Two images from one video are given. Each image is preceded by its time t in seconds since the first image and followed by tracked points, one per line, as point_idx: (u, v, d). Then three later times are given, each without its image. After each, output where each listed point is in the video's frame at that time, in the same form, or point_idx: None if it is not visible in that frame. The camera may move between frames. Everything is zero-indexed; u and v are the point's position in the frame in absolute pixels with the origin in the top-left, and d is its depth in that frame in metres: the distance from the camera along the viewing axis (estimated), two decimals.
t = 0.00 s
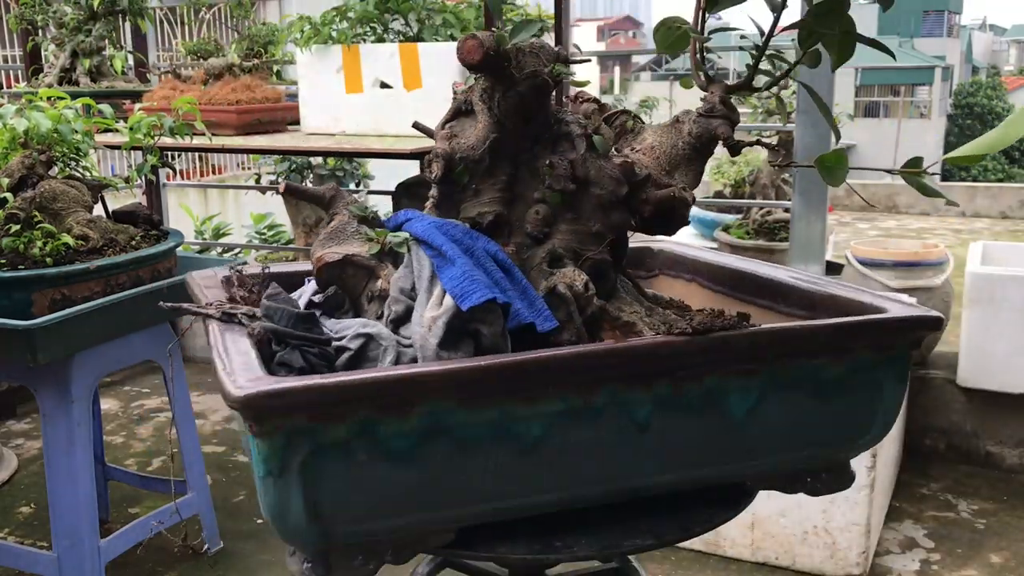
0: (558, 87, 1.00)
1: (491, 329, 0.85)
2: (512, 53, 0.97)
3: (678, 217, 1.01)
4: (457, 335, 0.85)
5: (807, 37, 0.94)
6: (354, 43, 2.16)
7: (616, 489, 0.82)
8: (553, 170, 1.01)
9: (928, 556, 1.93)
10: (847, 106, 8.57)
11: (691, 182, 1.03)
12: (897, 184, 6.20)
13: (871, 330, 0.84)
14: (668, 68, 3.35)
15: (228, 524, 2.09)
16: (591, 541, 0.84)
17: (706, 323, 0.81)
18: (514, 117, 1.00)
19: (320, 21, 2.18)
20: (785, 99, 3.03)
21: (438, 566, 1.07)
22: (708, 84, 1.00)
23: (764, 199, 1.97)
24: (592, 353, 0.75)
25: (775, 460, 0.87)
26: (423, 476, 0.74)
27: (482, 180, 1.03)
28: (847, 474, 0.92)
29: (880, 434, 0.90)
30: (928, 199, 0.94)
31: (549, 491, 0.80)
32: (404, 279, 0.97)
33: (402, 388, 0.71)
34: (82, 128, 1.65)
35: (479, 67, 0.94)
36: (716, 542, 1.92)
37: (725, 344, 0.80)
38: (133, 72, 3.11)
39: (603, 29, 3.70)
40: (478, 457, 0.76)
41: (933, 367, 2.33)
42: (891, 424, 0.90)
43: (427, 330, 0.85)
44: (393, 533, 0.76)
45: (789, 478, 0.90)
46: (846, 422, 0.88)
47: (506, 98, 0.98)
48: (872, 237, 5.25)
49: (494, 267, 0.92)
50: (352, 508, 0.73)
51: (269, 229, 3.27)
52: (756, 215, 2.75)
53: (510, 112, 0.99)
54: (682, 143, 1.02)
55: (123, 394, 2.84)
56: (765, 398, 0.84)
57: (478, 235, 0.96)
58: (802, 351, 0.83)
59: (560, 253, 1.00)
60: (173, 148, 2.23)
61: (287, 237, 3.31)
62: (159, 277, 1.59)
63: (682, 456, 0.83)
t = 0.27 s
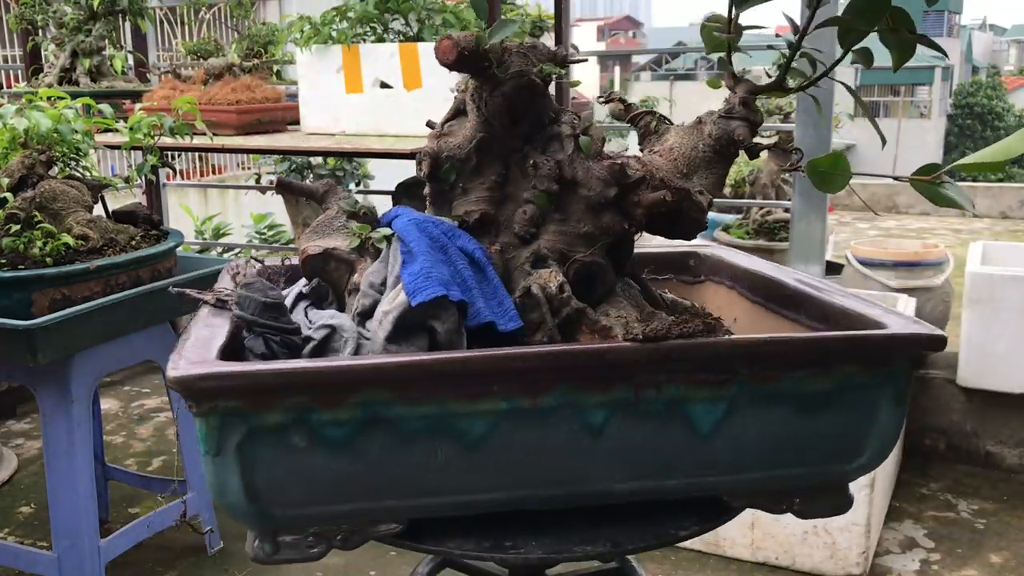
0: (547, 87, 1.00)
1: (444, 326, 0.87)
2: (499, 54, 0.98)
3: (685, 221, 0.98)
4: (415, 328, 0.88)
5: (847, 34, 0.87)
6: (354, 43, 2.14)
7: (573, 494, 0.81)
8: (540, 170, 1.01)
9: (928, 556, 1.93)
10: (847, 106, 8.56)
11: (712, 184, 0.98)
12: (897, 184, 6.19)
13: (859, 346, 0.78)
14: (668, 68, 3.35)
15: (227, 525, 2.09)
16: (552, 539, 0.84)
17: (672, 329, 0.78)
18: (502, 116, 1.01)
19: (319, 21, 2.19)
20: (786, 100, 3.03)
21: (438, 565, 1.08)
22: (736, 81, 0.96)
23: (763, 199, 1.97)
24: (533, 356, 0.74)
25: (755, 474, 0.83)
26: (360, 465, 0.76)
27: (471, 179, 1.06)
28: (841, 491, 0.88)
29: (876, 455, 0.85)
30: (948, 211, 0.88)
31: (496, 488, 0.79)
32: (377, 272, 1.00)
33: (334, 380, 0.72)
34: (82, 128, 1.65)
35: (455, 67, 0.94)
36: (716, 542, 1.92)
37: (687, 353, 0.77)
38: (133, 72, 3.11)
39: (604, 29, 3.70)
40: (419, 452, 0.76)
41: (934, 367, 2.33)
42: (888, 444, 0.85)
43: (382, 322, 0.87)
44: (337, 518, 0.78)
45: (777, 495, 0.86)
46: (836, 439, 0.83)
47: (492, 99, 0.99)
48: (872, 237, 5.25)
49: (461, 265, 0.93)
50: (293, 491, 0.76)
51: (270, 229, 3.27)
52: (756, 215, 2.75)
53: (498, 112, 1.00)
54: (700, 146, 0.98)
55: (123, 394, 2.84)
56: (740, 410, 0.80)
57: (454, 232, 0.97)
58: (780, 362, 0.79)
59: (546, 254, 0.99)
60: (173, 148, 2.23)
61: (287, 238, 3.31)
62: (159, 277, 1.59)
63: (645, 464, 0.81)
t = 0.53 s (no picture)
0: (536, 88, 1.03)
1: (404, 321, 0.90)
2: (487, 55, 1.02)
3: (690, 224, 0.97)
4: (379, 322, 0.91)
5: (884, 31, 0.86)
6: (354, 42, 2.17)
7: (524, 496, 0.81)
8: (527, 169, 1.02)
9: (928, 556, 1.93)
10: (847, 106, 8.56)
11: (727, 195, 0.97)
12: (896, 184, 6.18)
13: (822, 362, 0.75)
14: (668, 68, 3.36)
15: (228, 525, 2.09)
16: (503, 539, 0.85)
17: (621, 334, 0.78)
18: (492, 116, 1.05)
19: (319, 21, 2.19)
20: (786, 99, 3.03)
21: (438, 565, 1.08)
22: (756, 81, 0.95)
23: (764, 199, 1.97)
24: (470, 356, 0.75)
25: (719, 489, 0.80)
26: (312, 451, 0.79)
27: (462, 177, 1.10)
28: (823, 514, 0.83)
29: (855, 479, 0.80)
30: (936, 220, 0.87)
31: (445, 485, 0.81)
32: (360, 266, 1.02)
33: (279, 368, 0.76)
34: (82, 128, 1.65)
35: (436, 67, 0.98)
36: (716, 541, 1.93)
37: (632, 360, 0.75)
38: (133, 72, 3.11)
39: (604, 29, 3.69)
40: (367, 443, 0.79)
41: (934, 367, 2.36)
42: (868, 467, 0.79)
43: (342, 315, 0.91)
44: (293, 500, 0.82)
45: (750, 514, 0.83)
46: (808, 459, 0.79)
47: (480, 99, 1.04)
48: (872, 237, 5.25)
49: (434, 262, 0.96)
50: (251, 471, 0.81)
51: (270, 229, 3.27)
52: (757, 215, 2.75)
53: (486, 111, 1.05)
54: (717, 147, 0.97)
55: (123, 394, 2.84)
56: (697, 422, 0.78)
57: (437, 231, 1.00)
58: (739, 374, 0.76)
59: (531, 254, 0.99)
60: (173, 148, 2.23)
61: (288, 237, 3.31)
62: (159, 277, 1.59)
63: (597, 472, 0.80)
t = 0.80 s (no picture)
0: (525, 88, 1.04)
1: (370, 315, 0.92)
2: (477, 55, 1.04)
3: (693, 229, 0.97)
4: (348, 312, 0.95)
5: (905, 33, 0.85)
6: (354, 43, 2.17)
7: (476, 493, 0.83)
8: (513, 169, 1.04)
9: (928, 556, 1.93)
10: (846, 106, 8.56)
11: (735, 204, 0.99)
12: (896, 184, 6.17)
13: (777, 375, 0.72)
14: (667, 68, 3.36)
15: (228, 525, 2.10)
16: (457, 536, 0.86)
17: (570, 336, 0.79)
18: (484, 115, 1.07)
19: (320, 21, 2.20)
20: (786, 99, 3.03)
21: (438, 565, 1.08)
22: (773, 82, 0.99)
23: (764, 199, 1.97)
24: (414, 352, 0.77)
25: (673, 501, 0.79)
26: (272, 432, 0.85)
27: (455, 176, 1.11)
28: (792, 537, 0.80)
29: (817, 501, 0.76)
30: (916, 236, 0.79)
31: (401, 477, 0.84)
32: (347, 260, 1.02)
33: (239, 355, 0.82)
34: (82, 128, 1.65)
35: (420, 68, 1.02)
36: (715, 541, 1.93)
37: (574, 366, 0.75)
38: (133, 72, 3.11)
39: (603, 30, 3.69)
40: (325, 430, 0.84)
41: (934, 368, 2.37)
42: (832, 489, 0.76)
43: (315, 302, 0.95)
44: (263, 479, 0.88)
45: (711, 530, 0.80)
46: (766, 477, 0.76)
47: (471, 97, 1.06)
48: (871, 236, 5.25)
49: (412, 258, 0.98)
50: (223, 448, 0.88)
51: (270, 229, 3.27)
52: (757, 215, 2.75)
53: (476, 110, 1.07)
54: (730, 150, 1.00)
55: (123, 394, 2.84)
56: (648, 431, 0.77)
57: (428, 229, 1.03)
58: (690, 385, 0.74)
59: (517, 255, 0.99)
60: (173, 148, 2.23)
61: (288, 237, 3.31)
62: (159, 277, 1.59)
63: (547, 475, 0.80)
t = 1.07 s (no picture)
0: (516, 87, 1.04)
1: (347, 305, 0.99)
2: (472, 55, 1.07)
3: (692, 236, 0.96)
4: (333, 301, 1.00)
5: (922, 32, 0.84)
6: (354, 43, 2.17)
7: (433, 486, 0.87)
8: (500, 168, 1.05)
9: (928, 556, 1.93)
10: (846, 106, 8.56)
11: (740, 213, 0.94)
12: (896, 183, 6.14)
13: (714, 387, 0.71)
14: (667, 68, 3.35)
15: (228, 525, 2.10)
16: (416, 528, 0.89)
17: (515, 338, 0.82)
18: (479, 115, 1.09)
19: (320, 22, 2.21)
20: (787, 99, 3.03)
21: (438, 565, 1.08)
22: (783, 81, 0.98)
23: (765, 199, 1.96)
24: (367, 344, 0.83)
25: (617, 509, 0.80)
26: (254, 414, 0.93)
27: (453, 174, 1.14)
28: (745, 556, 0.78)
29: (763, 522, 0.74)
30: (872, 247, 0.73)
31: (365, 464, 0.89)
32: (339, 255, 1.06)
33: (218, 338, 0.90)
34: (82, 128, 1.65)
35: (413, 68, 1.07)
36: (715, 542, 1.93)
37: (513, 365, 0.79)
38: (133, 72, 3.11)
39: (604, 29, 3.68)
40: (298, 415, 0.90)
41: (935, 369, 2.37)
42: (779, 509, 0.74)
43: (298, 291, 1.00)
44: (251, 459, 0.96)
45: (662, 542, 0.80)
46: (707, 491, 0.75)
47: (465, 98, 1.08)
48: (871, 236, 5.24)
49: (398, 253, 1.04)
50: (213, 428, 0.96)
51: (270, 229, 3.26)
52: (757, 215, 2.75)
53: (471, 109, 1.09)
54: (733, 156, 0.96)
55: (123, 394, 2.84)
56: (589, 436, 0.79)
57: (423, 226, 1.09)
58: (627, 392, 0.75)
59: (503, 253, 0.98)
60: (173, 148, 2.23)
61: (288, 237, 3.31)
62: (159, 277, 1.59)
63: (496, 473, 0.83)
